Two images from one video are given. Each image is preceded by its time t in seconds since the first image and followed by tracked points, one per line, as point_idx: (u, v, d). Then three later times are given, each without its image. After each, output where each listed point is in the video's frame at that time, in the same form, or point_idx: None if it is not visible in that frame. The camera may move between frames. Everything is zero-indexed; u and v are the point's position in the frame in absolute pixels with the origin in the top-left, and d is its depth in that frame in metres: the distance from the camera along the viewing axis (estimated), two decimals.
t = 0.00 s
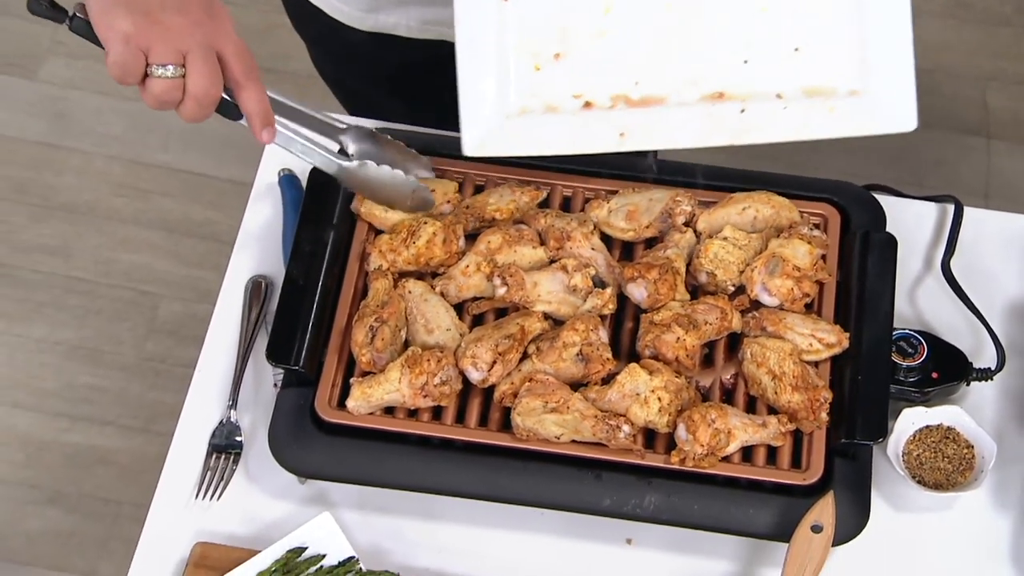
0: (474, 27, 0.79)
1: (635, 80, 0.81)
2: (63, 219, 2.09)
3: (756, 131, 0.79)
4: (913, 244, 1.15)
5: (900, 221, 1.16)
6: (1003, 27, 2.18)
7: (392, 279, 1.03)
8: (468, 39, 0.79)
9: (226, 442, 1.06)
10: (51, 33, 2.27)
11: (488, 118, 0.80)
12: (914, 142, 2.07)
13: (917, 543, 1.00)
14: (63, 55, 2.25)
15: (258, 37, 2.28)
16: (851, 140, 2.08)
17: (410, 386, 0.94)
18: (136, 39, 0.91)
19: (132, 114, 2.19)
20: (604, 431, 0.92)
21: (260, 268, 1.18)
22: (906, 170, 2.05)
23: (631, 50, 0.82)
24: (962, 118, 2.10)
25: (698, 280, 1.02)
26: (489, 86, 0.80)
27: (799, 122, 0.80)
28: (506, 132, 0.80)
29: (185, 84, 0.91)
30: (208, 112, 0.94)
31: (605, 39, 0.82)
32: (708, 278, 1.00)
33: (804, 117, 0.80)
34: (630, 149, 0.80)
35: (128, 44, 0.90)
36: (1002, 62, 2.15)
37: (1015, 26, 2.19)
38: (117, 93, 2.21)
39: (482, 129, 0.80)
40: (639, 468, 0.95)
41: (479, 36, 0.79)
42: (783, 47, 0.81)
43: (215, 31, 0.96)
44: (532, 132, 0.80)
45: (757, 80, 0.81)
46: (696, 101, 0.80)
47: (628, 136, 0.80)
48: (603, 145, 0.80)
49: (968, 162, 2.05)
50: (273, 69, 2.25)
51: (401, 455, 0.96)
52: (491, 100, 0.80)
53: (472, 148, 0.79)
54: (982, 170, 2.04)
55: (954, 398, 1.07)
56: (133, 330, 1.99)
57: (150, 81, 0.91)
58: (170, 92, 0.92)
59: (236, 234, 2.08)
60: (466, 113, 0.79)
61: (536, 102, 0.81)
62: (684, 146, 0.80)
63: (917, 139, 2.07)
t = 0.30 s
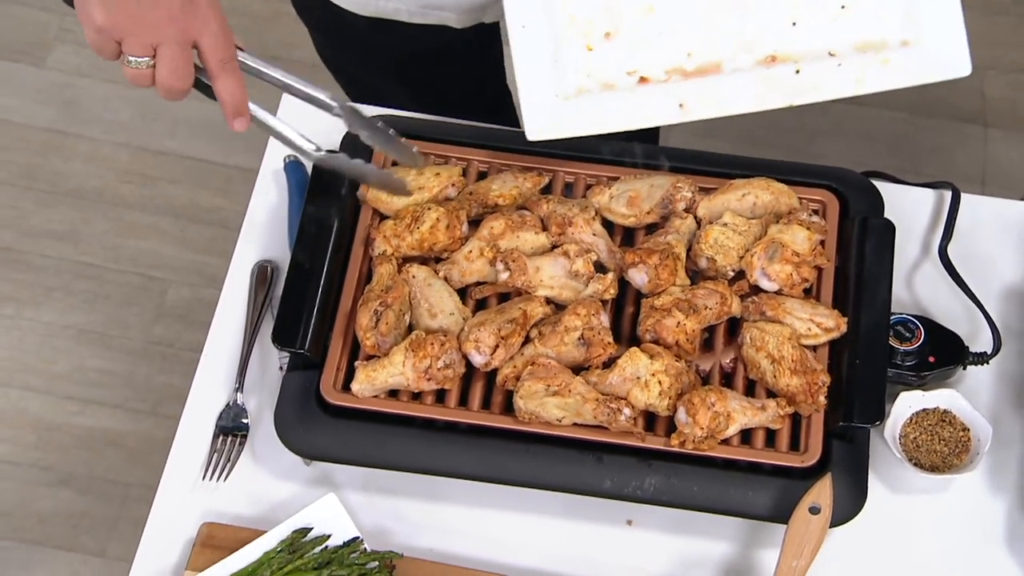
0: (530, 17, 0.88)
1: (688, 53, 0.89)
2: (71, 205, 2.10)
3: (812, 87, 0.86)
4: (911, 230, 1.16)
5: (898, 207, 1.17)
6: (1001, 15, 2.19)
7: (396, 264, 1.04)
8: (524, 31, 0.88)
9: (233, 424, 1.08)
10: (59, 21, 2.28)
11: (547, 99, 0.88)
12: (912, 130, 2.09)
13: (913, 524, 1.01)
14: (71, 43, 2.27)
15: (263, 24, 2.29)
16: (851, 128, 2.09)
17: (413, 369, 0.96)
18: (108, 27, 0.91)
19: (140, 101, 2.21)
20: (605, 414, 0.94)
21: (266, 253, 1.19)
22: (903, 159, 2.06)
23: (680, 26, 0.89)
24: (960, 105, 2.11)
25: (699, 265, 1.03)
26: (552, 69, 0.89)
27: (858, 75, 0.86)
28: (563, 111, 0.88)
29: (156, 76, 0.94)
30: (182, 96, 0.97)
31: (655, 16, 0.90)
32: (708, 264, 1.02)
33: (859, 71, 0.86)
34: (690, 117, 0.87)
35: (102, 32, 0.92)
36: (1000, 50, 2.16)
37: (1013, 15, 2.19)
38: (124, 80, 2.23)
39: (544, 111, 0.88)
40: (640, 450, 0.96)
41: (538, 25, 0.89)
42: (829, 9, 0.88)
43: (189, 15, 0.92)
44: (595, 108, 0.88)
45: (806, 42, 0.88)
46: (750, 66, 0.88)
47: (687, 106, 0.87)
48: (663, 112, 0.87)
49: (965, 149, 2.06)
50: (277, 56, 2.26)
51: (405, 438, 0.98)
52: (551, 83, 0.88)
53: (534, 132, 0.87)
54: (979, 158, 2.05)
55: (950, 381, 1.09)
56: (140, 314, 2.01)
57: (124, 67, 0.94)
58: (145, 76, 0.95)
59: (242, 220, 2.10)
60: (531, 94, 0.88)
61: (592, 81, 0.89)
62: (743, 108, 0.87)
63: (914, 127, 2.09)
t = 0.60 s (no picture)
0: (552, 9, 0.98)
1: (709, 42, 0.97)
2: (74, 197, 2.11)
3: (837, 70, 0.94)
4: (909, 222, 1.17)
5: (896, 199, 1.18)
6: (1001, 9, 2.19)
7: (397, 255, 1.04)
8: (546, 20, 0.98)
9: (234, 416, 1.09)
10: (63, 14, 2.29)
11: (572, 87, 0.96)
12: (912, 123, 2.09)
13: (910, 515, 1.02)
14: (75, 36, 2.27)
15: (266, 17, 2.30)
16: (851, 121, 2.09)
17: (415, 361, 0.96)
18: (248, 42, 0.83)
19: (143, 95, 2.22)
20: (605, 405, 0.94)
21: (268, 245, 1.19)
22: (902, 151, 2.06)
23: (700, 18, 0.98)
24: (959, 99, 2.11)
25: (699, 257, 1.03)
26: (576, 58, 0.97)
27: (882, 59, 0.94)
28: (590, 97, 0.96)
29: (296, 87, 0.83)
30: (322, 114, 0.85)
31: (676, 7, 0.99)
32: (708, 256, 1.02)
33: (881, 55, 0.94)
34: (713, 101, 0.95)
35: (242, 50, 0.84)
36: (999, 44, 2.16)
37: (1013, 8, 2.20)
38: (127, 74, 2.24)
39: (570, 101, 0.96)
40: (640, 442, 0.97)
41: (561, 20, 0.98)
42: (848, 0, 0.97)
43: (327, 24, 0.84)
44: (617, 92, 0.96)
45: (829, 28, 0.96)
46: (773, 51, 0.96)
47: (710, 91, 0.95)
48: (685, 97, 0.95)
49: (962, 142, 2.06)
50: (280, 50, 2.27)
51: (406, 430, 0.98)
52: (576, 72, 0.97)
53: (560, 120, 0.96)
54: (977, 151, 2.05)
55: (949, 372, 1.09)
56: (143, 307, 2.02)
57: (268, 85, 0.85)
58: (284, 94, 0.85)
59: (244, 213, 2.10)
60: (557, 83, 0.96)
61: (614, 68, 0.97)
62: (764, 92, 0.95)
63: (913, 120, 2.09)
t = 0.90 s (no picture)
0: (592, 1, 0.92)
1: (752, 35, 0.91)
2: (76, 197, 2.11)
3: (882, 63, 0.87)
4: (908, 222, 1.17)
5: (894, 199, 1.18)
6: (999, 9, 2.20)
7: (397, 255, 1.05)
8: (587, 14, 0.91)
9: (236, 414, 1.09)
10: (65, 15, 2.29)
11: (611, 81, 0.90)
12: (911, 123, 2.09)
13: (909, 513, 1.03)
14: (76, 37, 2.27)
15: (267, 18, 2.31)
16: (850, 120, 2.09)
17: (415, 359, 0.97)
18: (322, 33, 0.94)
19: (145, 95, 2.22)
20: (605, 404, 0.95)
21: (269, 244, 1.20)
22: (900, 150, 2.06)
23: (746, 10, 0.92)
24: (957, 99, 2.12)
25: (698, 257, 1.04)
26: (614, 50, 0.92)
27: (928, 52, 0.86)
28: (630, 91, 0.90)
29: (367, 77, 0.96)
30: (389, 97, 0.98)
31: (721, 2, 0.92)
32: (707, 255, 1.03)
33: (927, 50, 0.86)
34: (755, 96, 0.88)
35: (319, 38, 0.95)
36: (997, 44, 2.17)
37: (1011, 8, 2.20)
38: (129, 74, 2.24)
39: (609, 93, 0.90)
40: (640, 440, 0.97)
41: (598, 11, 0.92)
42: None
43: (400, 18, 0.94)
44: (654, 87, 0.90)
45: (875, 20, 0.89)
46: (817, 46, 0.89)
47: (753, 86, 0.89)
48: (728, 92, 0.88)
49: (960, 142, 2.07)
50: (281, 51, 2.28)
51: (407, 428, 0.99)
52: (614, 66, 0.91)
53: (601, 114, 0.89)
54: (975, 151, 2.06)
55: (947, 371, 1.09)
56: (145, 306, 2.02)
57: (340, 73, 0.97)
58: (356, 79, 0.98)
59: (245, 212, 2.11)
60: (595, 77, 0.90)
61: (654, 62, 0.91)
62: (810, 88, 0.87)
63: (913, 119, 2.09)
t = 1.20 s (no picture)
0: None
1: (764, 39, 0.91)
2: (78, 197, 2.11)
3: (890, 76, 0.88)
4: (907, 222, 1.17)
5: (894, 200, 1.18)
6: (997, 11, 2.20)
7: (398, 255, 1.05)
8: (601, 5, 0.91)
9: (237, 414, 1.10)
10: (66, 16, 2.29)
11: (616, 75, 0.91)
12: (910, 124, 2.10)
13: (909, 513, 1.03)
14: (78, 37, 2.27)
15: (267, 19, 2.31)
16: (850, 121, 2.10)
17: (415, 359, 0.97)
18: None
19: (147, 96, 2.22)
20: (605, 404, 0.95)
21: (270, 244, 1.20)
22: (899, 151, 2.07)
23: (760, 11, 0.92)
24: (956, 99, 2.12)
25: (698, 257, 1.04)
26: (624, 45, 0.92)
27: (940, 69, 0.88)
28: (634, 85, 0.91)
29: None
30: None
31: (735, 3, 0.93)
32: (707, 255, 1.03)
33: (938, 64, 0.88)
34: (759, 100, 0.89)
35: None
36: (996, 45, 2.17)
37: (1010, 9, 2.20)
38: (130, 75, 2.24)
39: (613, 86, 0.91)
40: (640, 440, 0.97)
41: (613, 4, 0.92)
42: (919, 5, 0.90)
43: None
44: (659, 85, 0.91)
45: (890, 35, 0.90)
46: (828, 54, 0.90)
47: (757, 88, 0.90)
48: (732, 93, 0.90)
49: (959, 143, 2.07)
50: (282, 52, 2.28)
51: (408, 428, 0.99)
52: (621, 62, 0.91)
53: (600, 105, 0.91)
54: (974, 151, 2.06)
55: (946, 371, 1.10)
56: (147, 306, 2.03)
57: None
58: None
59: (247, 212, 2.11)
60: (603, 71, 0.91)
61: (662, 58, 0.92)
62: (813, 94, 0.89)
63: (912, 120, 2.10)
